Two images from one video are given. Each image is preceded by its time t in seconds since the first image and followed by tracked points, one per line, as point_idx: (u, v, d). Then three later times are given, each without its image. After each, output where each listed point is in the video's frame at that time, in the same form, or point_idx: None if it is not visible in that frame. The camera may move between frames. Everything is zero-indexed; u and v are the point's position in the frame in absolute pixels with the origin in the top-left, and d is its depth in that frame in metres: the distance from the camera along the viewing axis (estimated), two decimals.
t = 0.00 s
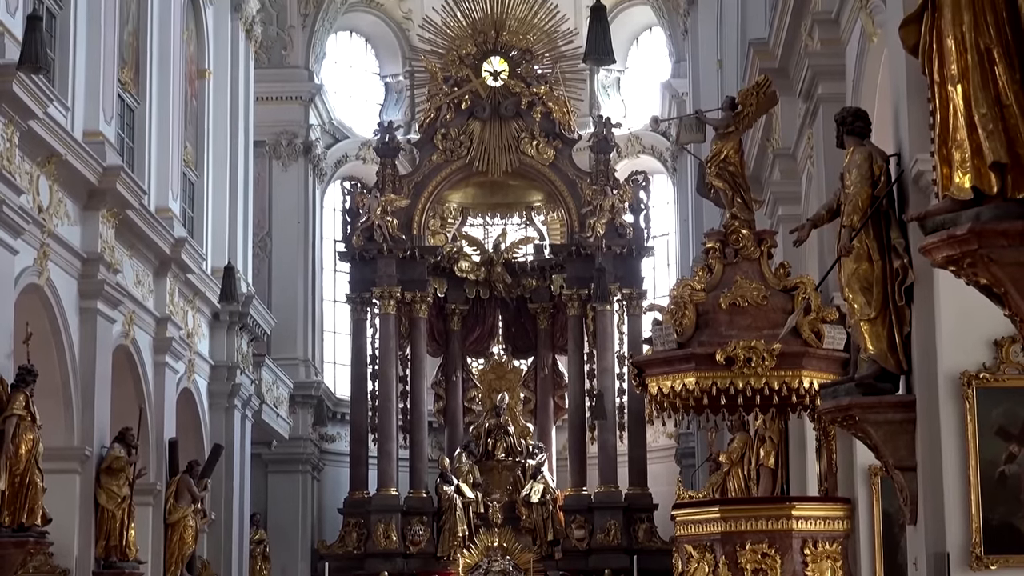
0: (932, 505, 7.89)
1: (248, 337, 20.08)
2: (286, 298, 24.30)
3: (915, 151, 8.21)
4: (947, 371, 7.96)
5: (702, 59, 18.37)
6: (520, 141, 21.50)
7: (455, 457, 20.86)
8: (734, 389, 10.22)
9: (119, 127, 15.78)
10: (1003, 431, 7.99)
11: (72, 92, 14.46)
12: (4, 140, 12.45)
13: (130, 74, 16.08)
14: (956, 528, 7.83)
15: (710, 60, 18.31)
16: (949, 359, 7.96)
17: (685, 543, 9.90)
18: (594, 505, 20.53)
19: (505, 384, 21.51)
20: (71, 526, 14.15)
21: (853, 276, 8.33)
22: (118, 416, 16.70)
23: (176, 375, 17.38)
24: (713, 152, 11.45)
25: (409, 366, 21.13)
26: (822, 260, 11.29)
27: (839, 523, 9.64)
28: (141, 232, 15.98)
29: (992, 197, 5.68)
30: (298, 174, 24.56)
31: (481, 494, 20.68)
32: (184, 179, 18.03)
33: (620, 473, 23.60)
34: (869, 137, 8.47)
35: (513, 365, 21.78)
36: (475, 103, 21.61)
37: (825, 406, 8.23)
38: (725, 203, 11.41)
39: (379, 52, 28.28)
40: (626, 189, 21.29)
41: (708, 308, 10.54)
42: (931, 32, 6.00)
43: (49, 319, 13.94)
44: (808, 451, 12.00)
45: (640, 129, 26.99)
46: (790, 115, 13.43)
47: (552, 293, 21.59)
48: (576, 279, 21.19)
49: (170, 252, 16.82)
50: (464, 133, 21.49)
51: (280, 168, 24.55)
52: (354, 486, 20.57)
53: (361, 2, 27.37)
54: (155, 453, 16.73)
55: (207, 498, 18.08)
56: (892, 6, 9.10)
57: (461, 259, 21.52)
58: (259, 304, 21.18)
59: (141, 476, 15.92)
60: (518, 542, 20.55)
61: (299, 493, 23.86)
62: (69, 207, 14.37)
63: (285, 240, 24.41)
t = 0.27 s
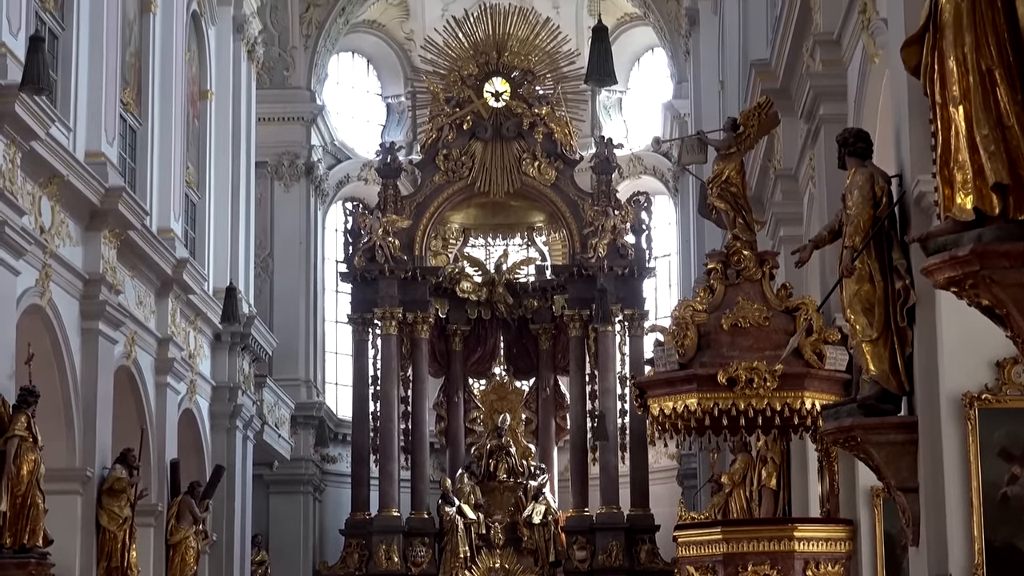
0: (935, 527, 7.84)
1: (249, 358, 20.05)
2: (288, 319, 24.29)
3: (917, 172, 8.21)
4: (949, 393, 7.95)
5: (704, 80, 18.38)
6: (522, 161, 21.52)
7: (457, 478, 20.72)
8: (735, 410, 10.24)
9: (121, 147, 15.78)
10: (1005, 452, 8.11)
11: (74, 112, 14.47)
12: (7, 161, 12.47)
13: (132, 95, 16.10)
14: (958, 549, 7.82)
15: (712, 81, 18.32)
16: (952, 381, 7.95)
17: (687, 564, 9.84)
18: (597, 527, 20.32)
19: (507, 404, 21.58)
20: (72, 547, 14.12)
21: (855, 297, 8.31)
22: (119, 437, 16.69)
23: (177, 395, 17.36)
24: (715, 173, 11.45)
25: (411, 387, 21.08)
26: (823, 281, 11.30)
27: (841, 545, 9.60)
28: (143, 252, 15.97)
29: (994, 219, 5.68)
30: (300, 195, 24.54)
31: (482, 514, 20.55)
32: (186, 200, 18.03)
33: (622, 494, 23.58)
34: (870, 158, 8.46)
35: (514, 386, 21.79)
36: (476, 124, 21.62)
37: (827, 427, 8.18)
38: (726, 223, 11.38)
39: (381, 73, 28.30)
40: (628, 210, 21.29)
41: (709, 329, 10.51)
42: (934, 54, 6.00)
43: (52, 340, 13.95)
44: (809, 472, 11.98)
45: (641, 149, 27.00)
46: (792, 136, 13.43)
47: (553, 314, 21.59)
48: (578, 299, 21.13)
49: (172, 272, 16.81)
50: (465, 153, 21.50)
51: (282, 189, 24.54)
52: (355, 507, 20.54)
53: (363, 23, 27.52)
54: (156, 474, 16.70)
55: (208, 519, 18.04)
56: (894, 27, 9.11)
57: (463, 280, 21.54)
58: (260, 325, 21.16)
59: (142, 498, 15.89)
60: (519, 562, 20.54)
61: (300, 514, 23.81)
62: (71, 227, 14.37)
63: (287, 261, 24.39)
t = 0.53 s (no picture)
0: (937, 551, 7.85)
1: (251, 382, 20.02)
2: (290, 343, 24.25)
3: (918, 196, 8.22)
4: (951, 418, 7.92)
5: (706, 104, 18.40)
6: (523, 185, 21.53)
7: (458, 502, 20.54)
8: (737, 434, 10.19)
9: (123, 171, 15.78)
10: (1007, 476, 7.93)
11: (76, 137, 14.49)
12: (8, 184, 12.48)
13: (134, 119, 16.11)
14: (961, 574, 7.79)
15: (713, 105, 18.34)
16: (954, 404, 7.93)
17: None
18: (599, 551, 20.18)
19: (508, 429, 21.47)
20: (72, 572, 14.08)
21: (856, 321, 8.37)
22: (121, 462, 16.66)
23: (178, 419, 17.34)
24: (716, 198, 11.45)
25: (412, 410, 21.02)
26: (824, 305, 11.29)
27: (842, 568, 9.61)
28: (145, 276, 15.97)
29: (995, 243, 5.67)
30: (302, 218, 24.53)
31: (484, 539, 20.53)
32: (188, 224, 18.00)
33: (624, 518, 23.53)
34: (872, 182, 8.47)
35: (516, 411, 21.68)
36: (478, 147, 21.60)
37: (829, 451, 8.22)
38: (728, 247, 11.38)
39: (382, 96, 28.29)
40: (629, 234, 21.20)
41: (711, 353, 10.52)
42: (935, 78, 6.01)
43: (53, 365, 13.93)
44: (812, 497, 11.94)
45: (643, 173, 26.98)
46: (794, 160, 13.44)
47: (555, 338, 21.63)
48: (579, 323, 21.16)
49: (174, 296, 16.80)
50: (467, 177, 21.51)
51: (284, 213, 24.55)
52: (356, 531, 20.50)
53: (364, 47, 27.61)
54: (157, 498, 16.66)
55: (209, 544, 17.99)
56: (895, 53, 9.13)
57: (464, 304, 21.46)
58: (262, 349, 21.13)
59: (142, 522, 15.86)
60: None
61: (302, 538, 23.75)
62: (73, 251, 14.37)
63: (289, 285, 24.39)
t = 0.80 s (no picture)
0: None
1: (252, 407, 20.00)
2: (291, 368, 24.22)
3: (920, 222, 8.27)
4: (953, 442, 7.88)
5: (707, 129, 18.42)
6: (525, 210, 21.55)
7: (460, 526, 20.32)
8: (739, 459, 10.16)
9: (125, 196, 15.80)
10: (1010, 502, 7.80)
11: (78, 162, 14.52)
12: (10, 209, 12.50)
13: (136, 143, 16.13)
14: None
15: (714, 130, 18.37)
16: (956, 428, 7.90)
17: None
18: None
19: (510, 453, 21.40)
20: None
21: (858, 345, 8.37)
22: (122, 487, 16.64)
23: (180, 444, 17.32)
24: (718, 223, 11.46)
25: (414, 436, 20.97)
26: (826, 330, 11.28)
27: None
28: (147, 301, 15.97)
29: (997, 268, 5.67)
30: (304, 243, 24.54)
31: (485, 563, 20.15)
32: (190, 249, 17.97)
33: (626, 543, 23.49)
34: (873, 208, 8.48)
35: (517, 435, 21.56)
36: (480, 172, 21.61)
37: (831, 477, 8.25)
38: (730, 272, 11.38)
39: (384, 122, 28.35)
40: (630, 258, 21.22)
41: (712, 378, 10.52)
42: (937, 104, 6.01)
43: (54, 389, 13.93)
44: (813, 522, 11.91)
45: (644, 199, 27.03)
46: (795, 186, 13.45)
47: (556, 363, 21.62)
48: (581, 348, 21.15)
49: (176, 321, 16.79)
50: (469, 202, 21.51)
51: (285, 238, 24.57)
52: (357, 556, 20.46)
53: (366, 72, 27.69)
54: (159, 524, 16.63)
55: (210, 569, 17.95)
56: (897, 78, 9.16)
57: (466, 328, 21.48)
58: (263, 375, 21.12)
59: (144, 547, 15.83)
60: None
61: (303, 563, 23.70)
62: (75, 276, 14.38)
63: (291, 309, 24.40)
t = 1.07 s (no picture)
0: None
1: (253, 428, 19.98)
2: (293, 390, 24.17)
3: (922, 242, 8.29)
4: (954, 464, 7.87)
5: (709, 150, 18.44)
6: (526, 232, 21.54)
7: (461, 548, 20.23)
8: (741, 480, 10.13)
9: (126, 217, 15.79)
10: (1010, 523, 7.81)
11: (79, 183, 14.53)
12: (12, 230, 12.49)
13: (138, 164, 16.13)
14: None
15: (716, 151, 18.39)
16: (957, 449, 7.88)
17: None
18: None
19: (512, 473, 21.28)
20: None
21: (859, 367, 8.36)
22: (123, 508, 16.62)
23: (181, 465, 17.30)
24: (719, 244, 11.46)
25: (415, 457, 20.92)
26: (828, 350, 11.26)
27: None
28: (148, 322, 15.95)
29: (999, 290, 5.65)
30: (305, 264, 24.56)
31: None
32: (191, 270, 17.93)
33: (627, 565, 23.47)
34: (875, 229, 8.46)
35: (519, 455, 21.46)
36: (481, 194, 21.65)
37: (833, 499, 8.28)
38: (731, 293, 11.37)
39: (386, 143, 28.38)
40: (632, 280, 21.26)
41: (714, 399, 10.50)
42: (938, 126, 6.01)
43: (55, 410, 13.92)
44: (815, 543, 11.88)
45: (646, 220, 27.04)
46: (797, 208, 13.45)
47: (558, 385, 21.59)
48: (582, 369, 21.20)
49: (177, 342, 16.77)
50: (470, 224, 21.51)
51: (287, 259, 24.58)
52: None
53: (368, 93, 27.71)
54: (160, 545, 16.59)
55: None
56: (897, 100, 9.19)
57: (468, 348, 21.45)
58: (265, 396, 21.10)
59: (145, 569, 15.80)
60: None
61: None
62: (76, 296, 14.38)
63: (292, 330, 24.40)
